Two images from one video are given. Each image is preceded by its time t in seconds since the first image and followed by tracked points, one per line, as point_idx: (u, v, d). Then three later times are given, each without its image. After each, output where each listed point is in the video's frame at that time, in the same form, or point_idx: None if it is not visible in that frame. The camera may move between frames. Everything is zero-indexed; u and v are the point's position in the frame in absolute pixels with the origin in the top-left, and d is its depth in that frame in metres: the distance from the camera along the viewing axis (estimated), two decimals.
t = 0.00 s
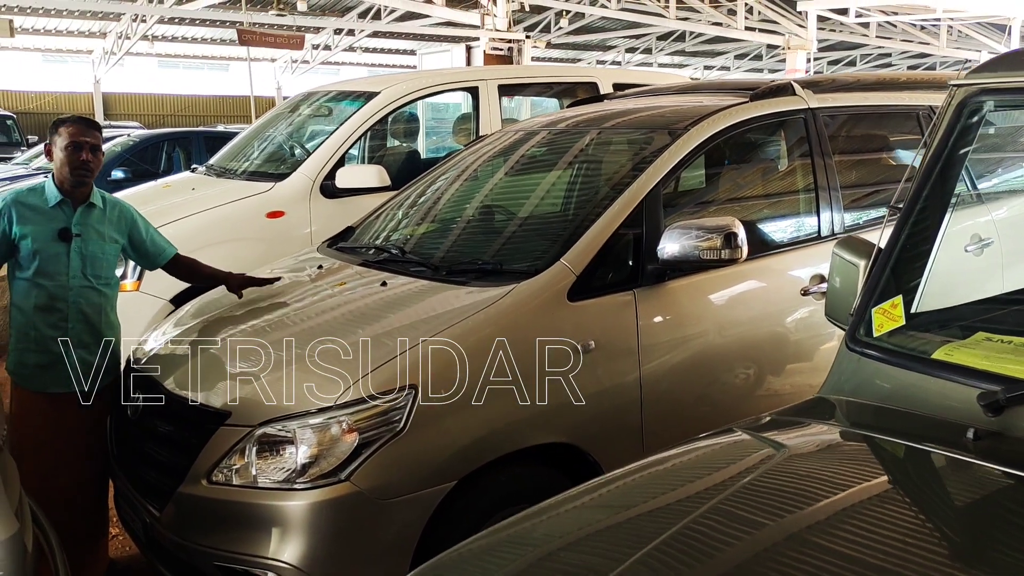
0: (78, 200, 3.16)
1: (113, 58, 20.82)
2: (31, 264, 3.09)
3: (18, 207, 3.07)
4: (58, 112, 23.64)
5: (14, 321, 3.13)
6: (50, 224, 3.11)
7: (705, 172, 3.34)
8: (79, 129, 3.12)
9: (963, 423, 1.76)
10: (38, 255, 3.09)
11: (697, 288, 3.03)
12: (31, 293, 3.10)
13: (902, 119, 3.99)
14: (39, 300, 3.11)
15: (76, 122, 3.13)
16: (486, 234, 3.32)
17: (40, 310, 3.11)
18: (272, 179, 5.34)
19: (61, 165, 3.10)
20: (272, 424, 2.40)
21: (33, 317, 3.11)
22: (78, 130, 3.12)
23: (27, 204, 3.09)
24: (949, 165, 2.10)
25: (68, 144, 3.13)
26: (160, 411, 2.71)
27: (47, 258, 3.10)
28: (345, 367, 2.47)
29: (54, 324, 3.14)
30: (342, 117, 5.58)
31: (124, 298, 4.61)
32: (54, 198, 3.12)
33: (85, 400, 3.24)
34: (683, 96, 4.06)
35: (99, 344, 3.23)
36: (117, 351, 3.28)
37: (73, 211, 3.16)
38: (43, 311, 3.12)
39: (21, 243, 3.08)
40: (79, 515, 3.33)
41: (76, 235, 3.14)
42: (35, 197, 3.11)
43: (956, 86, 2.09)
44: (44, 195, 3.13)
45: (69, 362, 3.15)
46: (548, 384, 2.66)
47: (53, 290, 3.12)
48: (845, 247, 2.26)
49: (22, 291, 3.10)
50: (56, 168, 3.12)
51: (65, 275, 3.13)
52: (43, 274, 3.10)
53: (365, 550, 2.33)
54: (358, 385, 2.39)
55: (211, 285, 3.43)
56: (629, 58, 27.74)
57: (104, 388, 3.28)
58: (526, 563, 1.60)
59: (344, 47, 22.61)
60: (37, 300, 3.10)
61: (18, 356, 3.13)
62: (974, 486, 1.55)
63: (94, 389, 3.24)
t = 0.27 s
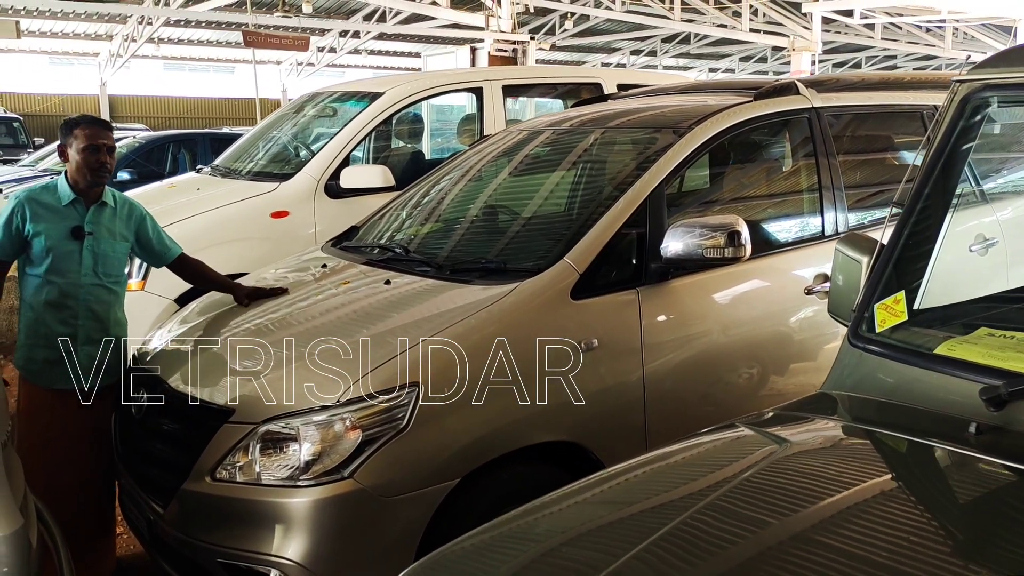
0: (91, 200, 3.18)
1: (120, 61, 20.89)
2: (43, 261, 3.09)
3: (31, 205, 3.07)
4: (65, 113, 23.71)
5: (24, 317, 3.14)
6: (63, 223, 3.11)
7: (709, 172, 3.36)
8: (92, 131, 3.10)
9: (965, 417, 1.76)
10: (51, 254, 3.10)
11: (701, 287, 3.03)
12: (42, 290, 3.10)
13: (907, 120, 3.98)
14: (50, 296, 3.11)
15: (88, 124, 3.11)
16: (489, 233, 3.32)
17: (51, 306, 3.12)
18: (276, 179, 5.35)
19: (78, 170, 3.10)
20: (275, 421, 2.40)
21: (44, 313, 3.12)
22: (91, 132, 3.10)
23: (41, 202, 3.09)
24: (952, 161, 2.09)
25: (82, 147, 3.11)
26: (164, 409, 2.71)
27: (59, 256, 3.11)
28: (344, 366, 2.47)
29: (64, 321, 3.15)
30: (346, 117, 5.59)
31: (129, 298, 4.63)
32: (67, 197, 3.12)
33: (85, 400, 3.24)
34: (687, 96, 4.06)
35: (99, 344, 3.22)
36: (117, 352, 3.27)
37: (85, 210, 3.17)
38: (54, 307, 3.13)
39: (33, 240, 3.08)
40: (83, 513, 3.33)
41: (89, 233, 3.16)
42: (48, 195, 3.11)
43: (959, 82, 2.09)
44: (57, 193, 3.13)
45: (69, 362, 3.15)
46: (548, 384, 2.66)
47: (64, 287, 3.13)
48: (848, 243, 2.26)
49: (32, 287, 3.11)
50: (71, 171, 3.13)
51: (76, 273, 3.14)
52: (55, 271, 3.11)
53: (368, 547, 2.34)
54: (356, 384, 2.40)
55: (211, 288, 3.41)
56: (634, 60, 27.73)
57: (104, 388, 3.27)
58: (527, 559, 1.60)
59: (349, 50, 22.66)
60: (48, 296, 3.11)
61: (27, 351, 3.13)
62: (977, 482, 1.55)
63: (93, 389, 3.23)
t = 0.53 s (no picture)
0: (106, 198, 3.19)
1: (126, 62, 20.95)
2: (57, 257, 3.09)
3: (44, 202, 3.07)
4: (71, 114, 23.77)
5: (38, 313, 3.14)
6: (76, 219, 3.11)
7: (716, 171, 3.35)
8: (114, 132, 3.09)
9: (978, 413, 1.74)
10: (65, 250, 3.10)
11: (709, 285, 3.02)
12: (56, 286, 3.11)
13: (916, 118, 3.96)
14: (63, 292, 3.12)
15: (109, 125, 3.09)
16: (496, 232, 3.31)
17: (64, 302, 3.13)
18: (283, 177, 5.35)
19: (100, 171, 3.10)
20: (282, 418, 2.40)
21: (56, 308, 3.12)
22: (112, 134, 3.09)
23: (55, 200, 3.09)
24: (963, 155, 2.08)
25: (103, 147, 3.10)
26: (171, 406, 2.71)
27: (73, 252, 3.11)
28: (345, 366, 2.46)
29: (78, 317, 3.16)
30: (352, 116, 5.59)
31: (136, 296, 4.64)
32: (80, 194, 3.12)
33: (85, 399, 3.22)
34: (694, 94, 4.05)
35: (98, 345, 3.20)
36: (117, 351, 3.22)
37: (98, 206, 3.17)
38: (67, 303, 3.13)
39: (47, 237, 3.08)
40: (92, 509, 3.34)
41: (102, 230, 3.16)
42: (61, 191, 3.11)
43: (969, 76, 2.07)
44: (70, 190, 3.13)
45: (67, 361, 3.14)
46: (548, 384, 2.63)
47: (78, 283, 3.13)
48: (859, 239, 2.24)
49: (46, 284, 3.11)
50: (90, 171, 3.12)
51: (89, 269, 3.14)
52: (68, 268, 3.11)
53: (375, 544, 2.33)
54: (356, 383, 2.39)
55: (218, 286, 3.41)
56: (640, 61, 27.70)
57: (104, 387, 3.25)
58: (535, 556, 1.58)
59: (354, 50, 22.68)
60: (62, 292, 3.12)
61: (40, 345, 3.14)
62: (990, 479, 1.53)
63: (93, 388, 3.21)
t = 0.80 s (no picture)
0: (119, 199, 3.21)
1: (132, 62, 21.00)
2: (74, 257, 3.11)
3: (60, 203, 3.08)
4: (77, 114, 23.83)
5: (54, 313, 3.16)
6: (92, 220, 3.13)
7: (722, 172, 3.36)
8: (134, 134, 3.14)
9: (985, 415, 1.75)
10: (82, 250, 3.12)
11: (715, 287, 3.02)
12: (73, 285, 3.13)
13: (922, 120, 3.96)
14: (80, 292, 3.14)
15: (130, 127, 3.12)
16: (503, 233, 3.32)
17: (80, 301, 3.15)
18: (289, 178, 5.37)
19: (120, 172, 3.12)
20: (291, 419, 2.41)
21: (73, 308, 3.14)
22: (133, 136, 3.13)
23: (70, 200, 3.10)
24: (971, 158, 2.08)
25: (123, 149, 3.13)
26: (179, 407, 2.72)
27: (88, 252, 3.13)
28: (344, 366, 2.47)
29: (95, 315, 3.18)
30: (358, 118, 5.60)
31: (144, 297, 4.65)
32: (95, 194, 3.14)
33: (85, 399, 3.23)
34: (699, 95, 4.05)
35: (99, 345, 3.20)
36: (118, 351, 3.22)
37: (113, 206, 3.19)
38: (83, 303, 3.16)
39: (64, 238, 3.09)
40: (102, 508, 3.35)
41: (117, 230, 3.18)
42: (76, 191, 3.12)
43: (976, 79, 2.08)
44: (84, 190, 3.14)
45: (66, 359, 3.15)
46: (548, 384, 2.63)
47: (95, 283, 3.15)
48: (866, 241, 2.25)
49: (62, 284, 3.13)
50: (109, 172, 3.13)
51: (105, 268, 3.16)
52: (85, 268, 3.13)
53: (382, 544, 2.34)
54: (355, 384, 2.40)
55: (227, 286, 3.43)
56: (645, 62, 27.69)
57: (105, 387, 3.24)
58: (543, 557, 1.59)
59: (359, 51, 22.72)
60: (79, 292, 3.14)
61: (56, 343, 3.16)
62: (996, 480, 1.54)
63: (93, 387, 3.21)
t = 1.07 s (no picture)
0: (124, 198, 3.22)
1: (137, 62, 21.04)
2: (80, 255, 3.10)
3: (66, 201, 3.07)
4: (81, 114, 23.88)
5: (58, 308, 3.15)
6: (97, 218, 3.12)
7: (727, 172, 3.35)
8: (142, 134, 3.16)
9: (993, 414, 1.74)
10: (88, 249, 3.11)
11: (721, 286, 3.02)
12: (78, 283, 3.12)
13: (928, 119, 3.95)
14: (85, 291, 3.14)
15: (138, 126, 3.14)
16: (507, 232, 3.32)
17: (84, 300, 3.15)
18: (294, 177, 5.37)
19: (129, 172, 3.14)
20: (295, 418, 2.41)
21: (77, 306, 3.15)
22: (141, 136, 3.15)
23: (76, 199, 3.09)
24: (978, 156, 2.08)
25: (131, 149, 3.14)
26: (184, 406, 2.72)
27: (94, 251, 3.12)
28: (342, 365, 2.47)
29: (99, 314, 3.19)
30: (362, 117, 5.60)
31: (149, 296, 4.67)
32: (101, 193, 3.13)
33: (84, 399, 3.23)
34: (704, 94, 4.05)
35: (99, 344, 3.21)
36: (117, 351, 3.22)
37: (119, 205, 3.18)
38: (88, 302, 3.16)
39: (70, 236, 3.08)
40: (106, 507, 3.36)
41: (122, 228, 3.17)
42: (82, 190, 3.11)
43: (983, 78, 2.08)
44: (90, 188, 3.13)
45: (66, 358, 3.17)
46: (548, 384, 2.62)
47: (100, 281, 3.15)
48: (872, 240, 2.24)
49: (67, 282, 3.12)
50: (117, 171, 3.14)
51: (110, 267, 3.16)
52: (90, 266, 3.12)
53: (385, 543, 2.34)
54: (356, 383, 2.40)
55: (232, 285, 3.43)
56: (649, 61, 27.66)
57: (104, 386, 3.25)
58: (548, 556, 1.59)
59: (364, 51, 22.72)
60: (85, 291, 3.14)
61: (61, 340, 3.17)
62: (1004, 480, 1.53)
63: (93, 386, 3.22)
